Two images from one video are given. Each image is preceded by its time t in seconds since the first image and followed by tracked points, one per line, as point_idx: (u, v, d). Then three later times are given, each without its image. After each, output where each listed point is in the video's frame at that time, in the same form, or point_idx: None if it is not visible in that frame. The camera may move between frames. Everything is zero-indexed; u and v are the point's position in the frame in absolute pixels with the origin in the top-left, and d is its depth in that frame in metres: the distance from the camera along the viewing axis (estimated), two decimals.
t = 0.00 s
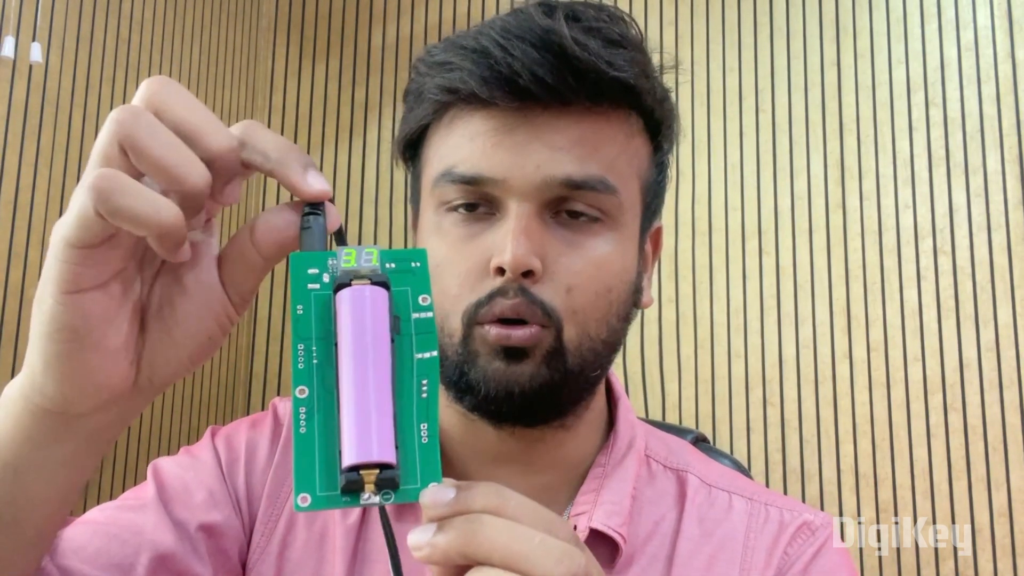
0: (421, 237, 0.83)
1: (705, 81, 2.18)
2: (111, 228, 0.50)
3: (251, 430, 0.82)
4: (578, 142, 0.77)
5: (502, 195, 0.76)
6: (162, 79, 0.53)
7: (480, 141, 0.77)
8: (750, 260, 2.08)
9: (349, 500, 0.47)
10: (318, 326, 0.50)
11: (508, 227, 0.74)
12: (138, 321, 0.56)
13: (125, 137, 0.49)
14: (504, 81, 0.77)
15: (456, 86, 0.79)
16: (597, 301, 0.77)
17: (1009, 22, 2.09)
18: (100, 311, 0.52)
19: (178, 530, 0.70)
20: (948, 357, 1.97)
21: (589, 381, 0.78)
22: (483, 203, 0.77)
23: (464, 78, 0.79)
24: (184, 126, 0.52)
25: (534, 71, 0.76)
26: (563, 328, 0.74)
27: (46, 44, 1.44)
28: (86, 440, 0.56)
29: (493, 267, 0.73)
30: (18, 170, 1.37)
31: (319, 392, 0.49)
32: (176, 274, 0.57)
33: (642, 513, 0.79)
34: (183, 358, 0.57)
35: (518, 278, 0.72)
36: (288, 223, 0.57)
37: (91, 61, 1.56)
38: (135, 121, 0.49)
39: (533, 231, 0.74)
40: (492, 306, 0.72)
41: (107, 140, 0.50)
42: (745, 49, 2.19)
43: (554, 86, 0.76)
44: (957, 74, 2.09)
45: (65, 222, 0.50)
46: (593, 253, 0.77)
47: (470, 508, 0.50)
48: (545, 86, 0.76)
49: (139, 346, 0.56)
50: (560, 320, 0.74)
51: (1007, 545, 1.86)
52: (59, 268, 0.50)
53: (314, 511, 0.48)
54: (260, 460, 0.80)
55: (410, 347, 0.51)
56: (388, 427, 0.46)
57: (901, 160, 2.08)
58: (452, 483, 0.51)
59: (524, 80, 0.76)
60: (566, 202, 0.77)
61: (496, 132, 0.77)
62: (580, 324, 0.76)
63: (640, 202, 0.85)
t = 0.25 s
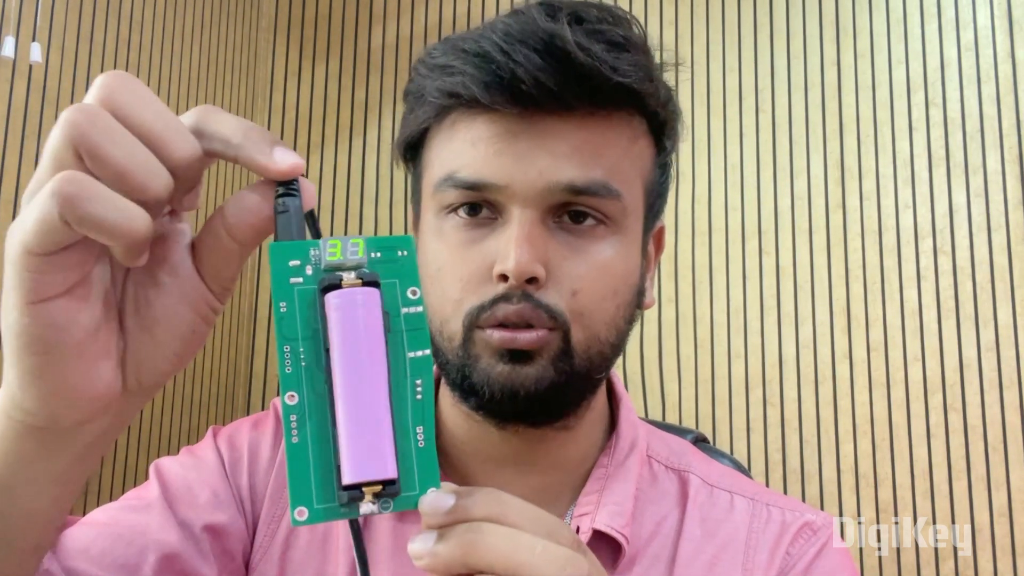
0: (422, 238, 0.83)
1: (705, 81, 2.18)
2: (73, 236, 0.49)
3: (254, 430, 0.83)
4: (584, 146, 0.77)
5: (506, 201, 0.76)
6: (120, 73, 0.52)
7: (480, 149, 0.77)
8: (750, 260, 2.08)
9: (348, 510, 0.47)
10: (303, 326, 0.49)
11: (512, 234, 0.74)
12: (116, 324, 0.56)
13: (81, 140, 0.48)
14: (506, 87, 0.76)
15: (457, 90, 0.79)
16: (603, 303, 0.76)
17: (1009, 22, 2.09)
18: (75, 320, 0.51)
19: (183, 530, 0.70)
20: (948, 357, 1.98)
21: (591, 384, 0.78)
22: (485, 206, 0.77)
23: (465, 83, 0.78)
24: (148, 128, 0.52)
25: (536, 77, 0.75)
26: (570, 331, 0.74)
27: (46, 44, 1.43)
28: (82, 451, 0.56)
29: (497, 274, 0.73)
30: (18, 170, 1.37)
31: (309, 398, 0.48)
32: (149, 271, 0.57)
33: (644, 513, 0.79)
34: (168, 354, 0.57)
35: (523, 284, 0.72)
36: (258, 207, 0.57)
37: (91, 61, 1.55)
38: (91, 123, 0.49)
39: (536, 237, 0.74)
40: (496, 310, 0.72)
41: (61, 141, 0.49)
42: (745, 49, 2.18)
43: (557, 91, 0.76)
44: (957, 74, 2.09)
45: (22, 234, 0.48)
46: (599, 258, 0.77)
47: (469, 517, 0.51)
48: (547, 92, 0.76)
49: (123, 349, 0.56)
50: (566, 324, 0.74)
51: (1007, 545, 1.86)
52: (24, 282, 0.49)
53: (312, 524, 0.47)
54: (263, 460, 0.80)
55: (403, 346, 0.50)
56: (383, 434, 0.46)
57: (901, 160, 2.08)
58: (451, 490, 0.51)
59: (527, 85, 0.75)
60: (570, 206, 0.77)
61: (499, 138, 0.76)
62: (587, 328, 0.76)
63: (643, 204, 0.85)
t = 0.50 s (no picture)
0: (425, 238, 0.83)
1: (705, 82, 2.18)
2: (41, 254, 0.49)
3: (252, 432, 0.83)
4: (594, 153, 0.77)
5: (515, 207, 0.75)
6: (85, 78, 0.51)
7: (490, 152, 0.77)
8: (751, 261, 2.08)
9: (351, 527, 0.47)
10: (292, 335, 0.49)
11: (521, 242, 0.74)
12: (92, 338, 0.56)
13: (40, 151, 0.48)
14: (518, 91, 0.76)
15: (467, 92, 0.78)
16: (611, 311, 0.77)
17: (1009, 22, 2.09)
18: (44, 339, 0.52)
19: (182, 533, 0.70)
20: (948, 357, 1.98)
21: (596, 392, 0.78)
22: (493, 210, 0.77)
23: (475, 85, 0.78)
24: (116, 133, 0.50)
25: (549, 82, 0.75)
26: (578, 340, 0.75)
27: (46, 45, 1.43)
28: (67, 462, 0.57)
29: (505, 282, 0.72)
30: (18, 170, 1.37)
31: (304, 414, 0.48)
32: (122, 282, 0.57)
33: (646, 514, 0.79)
34: (147, 364, 0.57)
35: (533, 292, 0.72)
36: (233, 213, 0.56)
37: (92, 62, 1.55)
38: (49, 132, 0.48)
39: (546, 246, 0.74)
40: (505, 319, 0.72)
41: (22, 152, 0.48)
42: (745, 49, 2.18)
43: (570, 97, 0.76)
44: (957, 74, 2.09)
45: None
46: (608, 265, 0.77)
47: (476, 525, 0.51)
48: (560, 97, 0.76)
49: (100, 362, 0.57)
50: (575, 332, 0.74)
51: (1007, 545, 1.86)
52: None
53: (315, 542, 0.47)
54: (261, 462, 0.80)
55: (396, 351, 0.50)
56: (383, 448, 0.46)
57: (901, 159, 2.08)
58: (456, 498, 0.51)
59: (540, 90, 0.75)
60: (579, 212, 0.77)
61: (511, 144, 0.76)
62: (595, 337, 0.76)
63: (651, 209, 0.85)
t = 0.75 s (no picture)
0: (422, 237, 0.83)
1: (705, 82, 2.18)
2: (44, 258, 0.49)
3: (250, 432, 0.83)
4: (592, 150, 0.77)
5: (513, 205, 0.75)
6: (84, 78, 0.51)
7: (487, 150, 0.77)
8: (750, 261, 2.08)
9: (338, 530, 0.47)
10: (287, 336, 0.49)
11: (518, 241, 0.74)
12: (93, 340, 0.56)
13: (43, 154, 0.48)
14: (515, 87, 0.76)
15: (463, 89, 0.78)
16: (610, 313, 0.77)
17: (1009, 23, 2.09)
18: (44, 340, 0.52)
19: (179, 535, 0.71)
20: (948, 358, 1.97)
21: (594, 396, 0.78)
22: (490, 209, 0.77)
23: (473, 82, 0.78)
24: (118, 133, 0.50)
25: (547, 79, 0.75)
26: (577, 343, 0.75)
27: (46, 44, 1.43)
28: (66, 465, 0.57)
29: (502, 280, 0.72)
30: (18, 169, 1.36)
31: (295, 414, 0.48)
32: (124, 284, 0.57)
33: (645, 514, 0.79)
34: (147, 366, 0.57)
35: (530, 292, 0.72)
36: (236, 214, 0.56)
37: (91, 61, 1.55)
38: (50, 133, 0.48)
39: (544, 245, 0.74)
40: (499, 321, 0.72)
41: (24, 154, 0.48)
42: (745, 49, 2.18)
43: (567, 93, 0.76)
44: (957, 74, 2.09)
45: None
46: (605, 265, 0.77)
47: (464, 533, 0.51)
48: (557, 94, 0.76)
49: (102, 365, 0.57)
50: (573, 334, 0.74)
51: (1007, 545, 1.86)
52: None
53: (302, 545, 0.47)
54: (258, 463, 0.80)
55: (391, 355, 0.50)
56: (371, 453, 0.46)
57: (901, 160, 2.08)
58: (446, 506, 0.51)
59: (537, 87, 0.75)
60: (577, 210, 0.77)
61: (509, 142, 0.76)
62: (594, 341, 0.76)
63: (649, 208, 0.85)
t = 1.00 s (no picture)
0: (420, 231, 0.82)
1: (705, 81, 2.18)
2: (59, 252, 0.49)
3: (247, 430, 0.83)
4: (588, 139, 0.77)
5: (511, 185, 0.75)
6: (102, 81, 0.51)
7: (486, 132, 0.77)
8: (750, 260, 2.08)
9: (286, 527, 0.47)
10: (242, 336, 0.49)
11: (518, 219, 0.74)
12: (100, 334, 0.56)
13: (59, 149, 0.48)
14: (514, 68, 0.76)
15: (463, 73, 0.79)
16: (606, 298, 0.76)
17: (1009, 23, 2.09)
18: (54, 332, 0.52)
19: (176, 535, 0.71)
20: (947, 357, 1.98)
21: (589, 388, 0.78)
22: (488, 193, 0.77)
23: (472, 66, 0.78)
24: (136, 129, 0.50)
25: (546, 60, 0.76)
26: (573, 328, 0.75)
27: (46, 44, 1.44)
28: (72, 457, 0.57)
29: (502, 258, 0.72)
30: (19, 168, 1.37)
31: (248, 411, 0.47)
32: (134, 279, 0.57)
33: (641, 510, 0.80)
34: (154, 364, 0.57)
35: (529, 269, 0.72)
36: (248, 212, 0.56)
37: (92, 61, 1.55)
38: (63, 128, 0.48)
39: (543, 222, 0.74)
40: (499, 300, 0.72)
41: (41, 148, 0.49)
42: (745, 49, 2.19)
43: (566, 74, 0.76)
44: (957, 74, 2.09)
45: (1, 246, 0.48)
46: (602, 246, 0.77)
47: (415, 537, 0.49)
48: (556, 74, 0.76)
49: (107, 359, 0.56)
50: (569, 319, 0.74)
51: (1007, 544, 1.86)
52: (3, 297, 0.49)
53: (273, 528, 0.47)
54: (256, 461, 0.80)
55: (336, 356, 0.48)
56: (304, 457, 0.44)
57: (901, 160, 2.08)
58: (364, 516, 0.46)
59: (537, 67, 0.76)
60: (575, 193, 0.77)
61: (507, 120, 0.77)
62: (590, 326, 0.76)
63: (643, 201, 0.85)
